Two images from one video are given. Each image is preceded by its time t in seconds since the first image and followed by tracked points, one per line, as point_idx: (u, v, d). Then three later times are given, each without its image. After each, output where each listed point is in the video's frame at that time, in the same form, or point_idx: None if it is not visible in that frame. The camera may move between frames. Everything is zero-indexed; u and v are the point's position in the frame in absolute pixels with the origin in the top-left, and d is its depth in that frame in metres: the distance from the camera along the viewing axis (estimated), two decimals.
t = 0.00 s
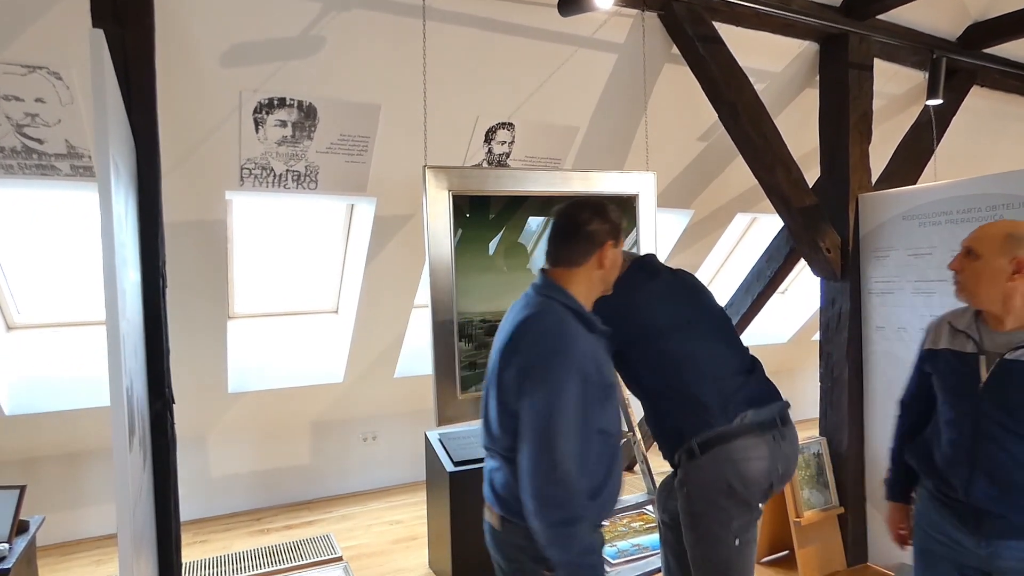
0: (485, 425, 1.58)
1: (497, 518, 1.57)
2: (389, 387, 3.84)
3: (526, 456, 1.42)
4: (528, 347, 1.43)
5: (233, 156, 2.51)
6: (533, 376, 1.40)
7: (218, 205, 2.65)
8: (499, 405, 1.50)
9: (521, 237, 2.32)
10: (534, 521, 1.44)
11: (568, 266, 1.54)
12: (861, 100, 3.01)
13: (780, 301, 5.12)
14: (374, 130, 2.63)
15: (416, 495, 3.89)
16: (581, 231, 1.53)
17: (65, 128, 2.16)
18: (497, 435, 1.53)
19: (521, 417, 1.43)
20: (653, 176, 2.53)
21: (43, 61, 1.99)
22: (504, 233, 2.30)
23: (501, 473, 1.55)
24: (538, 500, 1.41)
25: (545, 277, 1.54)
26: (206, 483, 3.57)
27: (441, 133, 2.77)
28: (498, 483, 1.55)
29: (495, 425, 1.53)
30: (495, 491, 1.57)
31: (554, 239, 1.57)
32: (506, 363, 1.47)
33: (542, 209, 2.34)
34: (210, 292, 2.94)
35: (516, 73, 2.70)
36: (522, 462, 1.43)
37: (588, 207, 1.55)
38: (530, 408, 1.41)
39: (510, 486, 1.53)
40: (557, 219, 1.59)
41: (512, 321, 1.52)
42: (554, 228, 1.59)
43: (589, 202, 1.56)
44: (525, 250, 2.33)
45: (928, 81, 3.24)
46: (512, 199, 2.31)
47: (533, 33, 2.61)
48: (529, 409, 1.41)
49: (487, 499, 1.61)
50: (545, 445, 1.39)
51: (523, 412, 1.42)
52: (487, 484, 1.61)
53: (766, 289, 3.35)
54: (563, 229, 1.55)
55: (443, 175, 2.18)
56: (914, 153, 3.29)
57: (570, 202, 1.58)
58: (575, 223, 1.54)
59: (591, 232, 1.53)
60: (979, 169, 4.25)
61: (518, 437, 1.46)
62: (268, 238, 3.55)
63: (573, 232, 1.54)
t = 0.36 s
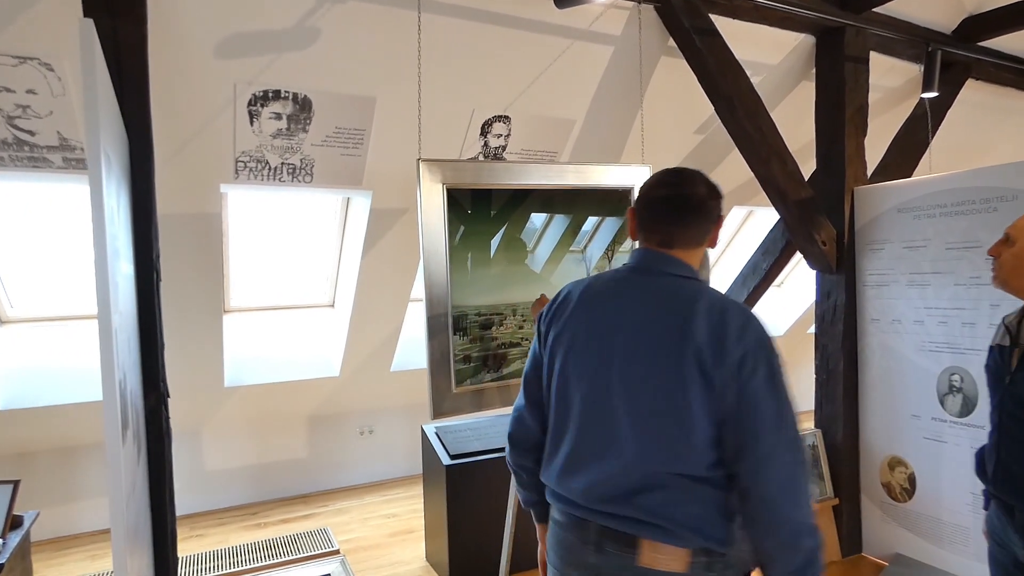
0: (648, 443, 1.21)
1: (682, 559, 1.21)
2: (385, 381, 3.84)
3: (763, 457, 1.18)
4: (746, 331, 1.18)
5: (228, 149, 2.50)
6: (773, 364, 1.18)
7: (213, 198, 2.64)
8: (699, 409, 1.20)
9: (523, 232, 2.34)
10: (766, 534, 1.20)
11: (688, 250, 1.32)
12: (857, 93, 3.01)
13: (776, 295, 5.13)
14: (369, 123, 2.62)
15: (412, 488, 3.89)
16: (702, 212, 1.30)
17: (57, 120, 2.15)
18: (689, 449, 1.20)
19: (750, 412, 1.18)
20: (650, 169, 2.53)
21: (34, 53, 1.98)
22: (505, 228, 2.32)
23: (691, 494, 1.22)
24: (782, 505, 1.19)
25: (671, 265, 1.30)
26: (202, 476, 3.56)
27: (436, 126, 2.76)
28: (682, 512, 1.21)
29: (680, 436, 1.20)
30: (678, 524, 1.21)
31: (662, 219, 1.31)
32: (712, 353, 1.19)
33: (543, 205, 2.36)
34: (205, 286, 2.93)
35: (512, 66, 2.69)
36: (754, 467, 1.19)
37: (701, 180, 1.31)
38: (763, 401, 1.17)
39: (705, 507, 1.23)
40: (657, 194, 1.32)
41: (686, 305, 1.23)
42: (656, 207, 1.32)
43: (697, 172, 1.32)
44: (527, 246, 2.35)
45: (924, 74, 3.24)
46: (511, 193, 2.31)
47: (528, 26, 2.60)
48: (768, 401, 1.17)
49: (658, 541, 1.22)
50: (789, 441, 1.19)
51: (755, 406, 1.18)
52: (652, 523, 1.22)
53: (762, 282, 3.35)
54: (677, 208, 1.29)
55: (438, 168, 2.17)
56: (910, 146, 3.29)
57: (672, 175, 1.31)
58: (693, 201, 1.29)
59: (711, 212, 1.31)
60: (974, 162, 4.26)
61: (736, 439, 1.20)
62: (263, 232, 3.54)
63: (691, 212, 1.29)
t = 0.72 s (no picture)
0: (747, 456, 1.11)
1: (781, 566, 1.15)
2: (381, 375, 3.84)
3: (840, 448, 1.17)
4: (808, 321, 1.16)
5: (221, 141, 2.49)
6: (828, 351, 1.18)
7: (206, 192, 2.63)
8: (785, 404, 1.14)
9: (513, 226, 2.34)
10: (849, 526, 1.18)
11: (720, 232, 1.25)
12: (852, 87, 3.01)
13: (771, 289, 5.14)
14: (363, 116, 2.61)
15: (407, 483, 3.90)
16: (733, 191, 1.22)
17: (47, 112, 2.14)
18: (779, 454, 1.14)
19: (821, 404, 1.16)
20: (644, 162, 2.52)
21: (23, 44, 1.96)
22: (496, 221, 2.31)
23: (782, 499, 1.16)
24: (858, 491, 1.17)
25: (712, 252, 1.21)
26: (196, 471, 3.56)
27: (431, 119, 2.75)
28: (776, 519, 1.15)
29: (771, 440, 1.14)
30: (780, 535, 1.15)
31: (693, 202, 1.22)
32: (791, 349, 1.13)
33: (535, 198, 2.36)
34: (199, 280, 2.92)
35: (507, 59, 2.68)
36: (834, 453, 1.16)
37: (725, 156, 1.23)
38: (832, 389, 1.18)
39: (790, 509, 1.18)
40: (683, 175, 1.21)
41: (754, 298, 1.15)
42: (686, 190, 1.22)
43: (719, 147, 1.24)
44: (516, 238, 2.35)
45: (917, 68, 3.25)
46: (504, 186, 2.30)
47: (523, 19, 2.58)
48: (831, 389, 1.17)
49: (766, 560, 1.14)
50: (851, 425, 1.20)
51: (824, 397, 1.16)
52: (759, 542, 1.13)
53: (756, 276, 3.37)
54: (709, 191, 1.21)
55: (433, 162, 2.17)
56: (904, 141, 3.30)
57: (697, 154, 1.21)
58: (724, 182, 1.21)
59: (738, 189, 1.24)
60: (968, 157, 4.27)
61: (811, 430, 1.17)
62: (257, 226, 3.53)
63: (723, 192, 1.22)
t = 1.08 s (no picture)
0: (773, 457, 1.09)
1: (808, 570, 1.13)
2: (376, 370, 3.83)
3: (866, 447, 1.14)
4: (831, 316, 1.12)
5: (214, 135, 2.47)
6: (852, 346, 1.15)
7: (199, 186, 2.62)
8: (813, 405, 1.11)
9: (510, 223, 2.34)
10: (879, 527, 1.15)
11: (725, 218, 1.21)
12: (846, 81, 3.02)
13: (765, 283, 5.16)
14: (357, 110, 2.60)
15: (402, 477, 3.90)
16: (736, 175, 1.18)
17: (39, 107, 2.12)
18: (809, 456, 1.12)
19: (849, 402, 1.14)
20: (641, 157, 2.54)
21: (15, 38, 1.94)
22: (492, 218, 2.31)
23: (814, 502, 1.13)
24: (885, 492, 1.16)
25: (718, 240, 1.17)
26: (191, 466, 3.56)
27: (425, 113, 2.74)
28: (805, 523, 1.12)
29: (799, 442, 1.11)
30: (813, 538, 1.13)
31: (696, 189, 1.17)
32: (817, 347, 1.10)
33: (531, 195, 2.35)
34: (192, 275, 2.90)
35: (502, 53, 2.68)
36: (859, 454, 1.14)
37: (727, 140, 1.19)
38: (859, 389, 1.15)
39: (821, 511, 1.15)
40: (685, 160, 1.17)
41: (776, 294, 1.11)
42: (688, 176, 1.17)
43: (719, 129, 1.20)
44: (512, 237, 2.35)
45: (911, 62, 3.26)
46: (501, 182, 2.30)
47: (517, 12, 2.57)
48: (857, 386, 1.14)
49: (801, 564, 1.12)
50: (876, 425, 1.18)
51: (850, 395, 1.13)
52: (794, 546, 1.11)
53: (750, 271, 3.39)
54: (713, 176, 1.17)
55: (428, 157, 2.16)
56: (897, 135, 3.31)
57: (699, 138, 1.17)
58: (728, 166, 1.17)
59: (742, 173, 1.20)
60: (960, 151, 4.29)
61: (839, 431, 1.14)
62: (251, 220, 3.52)
63: (727, 177, 1.17)
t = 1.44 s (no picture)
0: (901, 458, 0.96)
1: None
2: (371, 366, 3.83)
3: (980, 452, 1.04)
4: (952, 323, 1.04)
5: (208, 130, 2.46)
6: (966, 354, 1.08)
7: (193, 182, 2.60)
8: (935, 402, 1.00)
9: (508, 220, 2.34)
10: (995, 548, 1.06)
11: (838, 215, 1.05)
12: (840, 76, 3.02)
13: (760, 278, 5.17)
14: (352, 105, 2.59)
15: (398, 473, 3.90)
16: (856, 168, 1.02)
17: (32, 102, 2.11)
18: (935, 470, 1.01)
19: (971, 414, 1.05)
20: (637, 153, 2.54)
21: (7, 32, 1.93)
22: (492, 214, 2.31)
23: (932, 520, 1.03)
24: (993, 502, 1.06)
25: (832, 239, 1.02)
26: (186, 462, 3.55)
27: (420, 108, 2.73)
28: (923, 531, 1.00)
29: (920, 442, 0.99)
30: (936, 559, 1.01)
31: (816, 179, 1.00)
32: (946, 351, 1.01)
33: (530, 191, 2.35)
34: (186, 270, 2.89)
35: (496, 47, 2.67)
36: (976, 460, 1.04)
37: (845, 125, 1.03)
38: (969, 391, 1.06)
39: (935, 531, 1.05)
40: (804, 146, 1.00)
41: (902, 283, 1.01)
42: (807, 164, 1.00)
43: (835, 115, 1.04)
44: (510, 233, 2.35)
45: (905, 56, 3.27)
46: (499, 177, 2.30)
47: (512, 6, 2.57)
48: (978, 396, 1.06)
49: None
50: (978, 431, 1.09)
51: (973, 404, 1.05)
52: (924, 570, 0.98)
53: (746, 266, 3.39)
54: (835, 166, 1.00)
55: (423, 152, 2.16)
56: (891, 129, 3.32)
57: (819, 121, 1.00)
58: (848, 157, 1.01)
59: (860, 165, 1.04)
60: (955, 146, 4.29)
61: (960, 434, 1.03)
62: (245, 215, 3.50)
63: (849, 168, 1.01)
